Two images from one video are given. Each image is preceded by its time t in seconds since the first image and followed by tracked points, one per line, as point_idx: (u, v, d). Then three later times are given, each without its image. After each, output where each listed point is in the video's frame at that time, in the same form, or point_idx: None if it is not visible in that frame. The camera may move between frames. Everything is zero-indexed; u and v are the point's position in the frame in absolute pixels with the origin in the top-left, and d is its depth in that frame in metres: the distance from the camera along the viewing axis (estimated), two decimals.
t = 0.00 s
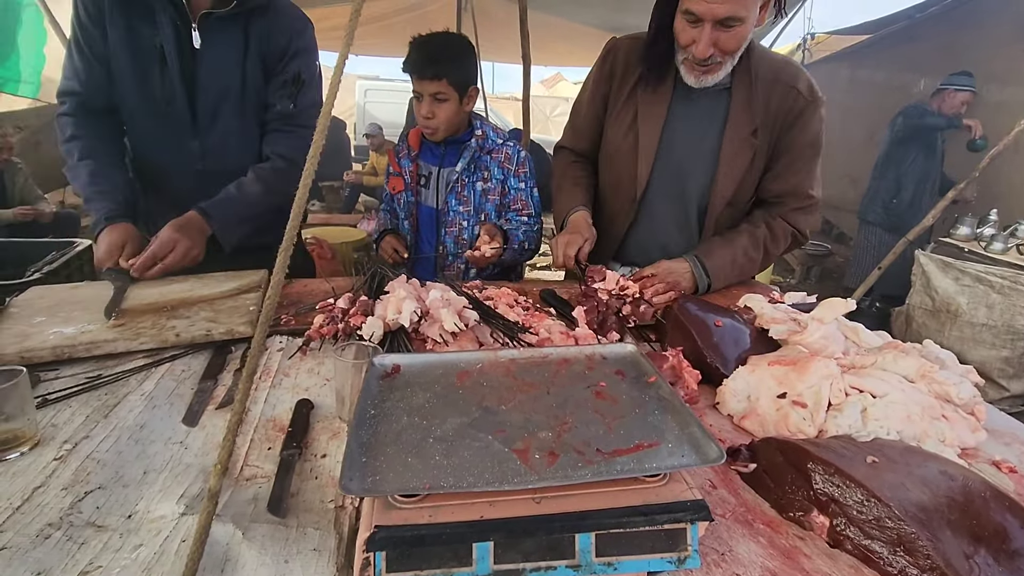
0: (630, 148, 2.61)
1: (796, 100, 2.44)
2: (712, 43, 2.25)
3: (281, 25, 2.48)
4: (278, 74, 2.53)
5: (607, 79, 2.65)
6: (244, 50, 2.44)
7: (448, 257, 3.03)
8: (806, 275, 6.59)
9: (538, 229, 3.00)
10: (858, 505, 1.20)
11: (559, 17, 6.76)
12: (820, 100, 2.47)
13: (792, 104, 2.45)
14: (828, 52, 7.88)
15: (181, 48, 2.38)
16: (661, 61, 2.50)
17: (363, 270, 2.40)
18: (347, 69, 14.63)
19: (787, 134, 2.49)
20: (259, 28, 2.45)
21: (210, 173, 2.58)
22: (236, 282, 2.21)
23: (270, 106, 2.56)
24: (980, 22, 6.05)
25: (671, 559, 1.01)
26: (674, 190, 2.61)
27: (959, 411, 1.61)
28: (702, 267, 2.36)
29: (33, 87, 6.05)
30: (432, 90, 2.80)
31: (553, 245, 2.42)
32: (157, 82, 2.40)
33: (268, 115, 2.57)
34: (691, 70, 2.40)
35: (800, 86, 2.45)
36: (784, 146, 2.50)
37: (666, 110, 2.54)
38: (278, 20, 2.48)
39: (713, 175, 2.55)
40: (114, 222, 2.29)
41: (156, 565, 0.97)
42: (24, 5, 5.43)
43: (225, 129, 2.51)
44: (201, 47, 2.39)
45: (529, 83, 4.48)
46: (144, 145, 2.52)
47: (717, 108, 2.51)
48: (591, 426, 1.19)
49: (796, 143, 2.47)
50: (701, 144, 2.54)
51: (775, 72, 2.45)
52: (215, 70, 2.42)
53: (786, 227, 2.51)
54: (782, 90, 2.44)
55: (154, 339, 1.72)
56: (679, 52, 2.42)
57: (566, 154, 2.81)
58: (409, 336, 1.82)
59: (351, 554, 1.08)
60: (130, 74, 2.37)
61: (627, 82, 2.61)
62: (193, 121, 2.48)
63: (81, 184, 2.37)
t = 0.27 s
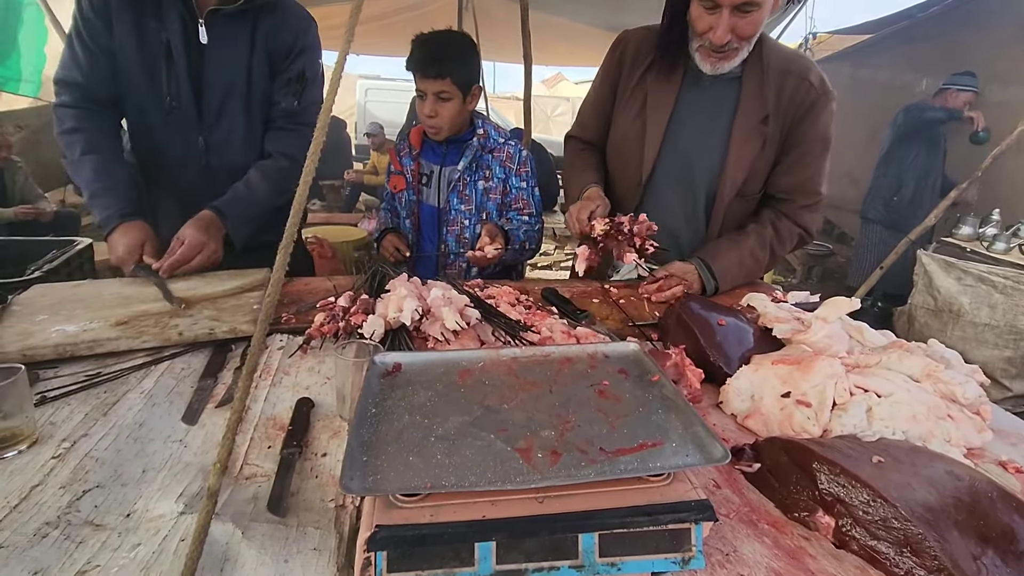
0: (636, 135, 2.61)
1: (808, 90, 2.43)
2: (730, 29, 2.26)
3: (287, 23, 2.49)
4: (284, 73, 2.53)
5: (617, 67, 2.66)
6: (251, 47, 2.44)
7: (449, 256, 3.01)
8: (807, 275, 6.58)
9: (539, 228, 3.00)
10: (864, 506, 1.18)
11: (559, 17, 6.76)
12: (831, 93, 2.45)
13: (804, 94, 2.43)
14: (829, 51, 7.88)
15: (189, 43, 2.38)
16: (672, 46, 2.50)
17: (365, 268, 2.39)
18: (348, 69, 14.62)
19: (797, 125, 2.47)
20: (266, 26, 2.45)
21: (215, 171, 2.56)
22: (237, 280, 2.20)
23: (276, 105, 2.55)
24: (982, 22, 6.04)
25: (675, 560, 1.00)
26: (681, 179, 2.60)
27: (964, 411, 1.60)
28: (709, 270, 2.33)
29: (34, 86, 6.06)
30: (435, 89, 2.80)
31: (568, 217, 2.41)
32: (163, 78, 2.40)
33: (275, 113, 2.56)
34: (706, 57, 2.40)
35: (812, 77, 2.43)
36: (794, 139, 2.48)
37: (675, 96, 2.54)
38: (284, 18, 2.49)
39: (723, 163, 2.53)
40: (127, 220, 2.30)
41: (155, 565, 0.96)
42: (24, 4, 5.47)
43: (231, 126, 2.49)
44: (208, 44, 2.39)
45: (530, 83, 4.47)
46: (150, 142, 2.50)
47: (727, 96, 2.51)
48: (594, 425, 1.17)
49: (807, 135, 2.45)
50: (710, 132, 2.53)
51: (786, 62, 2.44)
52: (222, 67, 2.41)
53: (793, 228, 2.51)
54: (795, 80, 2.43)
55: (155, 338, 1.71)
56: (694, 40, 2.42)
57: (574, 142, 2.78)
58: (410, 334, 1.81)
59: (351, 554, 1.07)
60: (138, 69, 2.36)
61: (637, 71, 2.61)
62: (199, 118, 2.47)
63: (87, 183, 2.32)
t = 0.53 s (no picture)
0: (639, 129, 2.59)
1: (813, 87, 2.44)
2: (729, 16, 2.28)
3: (266, 16, 2.55)
4: (267, 64, 2.59)
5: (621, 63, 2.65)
6: (234, 40, 2.48)
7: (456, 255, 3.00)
8: (809, 274, 6.56)
9: (543, 228, 3.02)
10: (869, 509, 1.17)
11: (560, 16, 6.75)
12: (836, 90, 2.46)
13: (809, 90, 2.44)
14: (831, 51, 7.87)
15: (170, 39, 2.39)
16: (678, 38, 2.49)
17: (365, 268, 2.38)
18: (349, 68, 14.61)
19: (802, 122, 2.47)
20: (246, 19, 2.50)
21: (205, 167, 2.57)
22: (237, 280, 2.20)
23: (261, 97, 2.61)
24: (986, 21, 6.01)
25: (678, 563, 0.98)
26: (683, 173, 2.57)
27: (970, 412, 1.58)
28: (710, 269, 2.34)
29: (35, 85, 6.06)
30: (443, 89, 2.79)
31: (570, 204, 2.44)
32: (146, 74, 2.39)
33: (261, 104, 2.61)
34: (706, 46, 2.40)
35: (816, 73, 2.45)
36: (798, 135, 2.49)
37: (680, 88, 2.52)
38: (263, 11, 2.55)
39: (727, 155, 2.50)
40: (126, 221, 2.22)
41: (151, 567, 0.95)
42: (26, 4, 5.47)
43: (219, 120, 2.52)
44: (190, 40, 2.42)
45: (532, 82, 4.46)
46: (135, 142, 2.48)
47: (732, 91, 2.50)
48: (596, 427, 1.16)
49: (811, 131, 2.45)
50: (714, 126, 2.51)
51: (791, 59, 2.45)
52: (206, 61, 2.43)
53: (796, 226, 2.51)
54: (800, 75, 2.44)
55: (155, 338, 1.70)
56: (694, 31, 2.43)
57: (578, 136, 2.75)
58: (410, 334, 1.80)
59: (350, 557, 1.06)
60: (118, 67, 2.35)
61: (641, 65, 2.59)
62: (186, 114, 2.48)
63: (71, 183, 2.23)
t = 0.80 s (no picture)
0: (636, 126, 2.56)
1: (809, 77, 2.43)
2: None
3: (234, 18, 2.78)
4: (239, 64, 2.85)
5: (611, 59, 2.63)
6: (208, 40, 2.70)
7: (465, 253, 2.99)
8: (812, 274, 6.54)
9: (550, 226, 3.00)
10: (876, 509, 1.16)
11: (562, 15, 6.74)
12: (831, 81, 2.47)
13: (805, 81, 2.43)
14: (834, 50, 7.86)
15: (142, 43, 2.54)
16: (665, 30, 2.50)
17: (367, 266, 2.37)
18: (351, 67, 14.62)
19: (799, 113, 2.46)
20: (218, 22, 2.72)
21: (185, 164, 2.78)
22: (240, 278, 2.19)
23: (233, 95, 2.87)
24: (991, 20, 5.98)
25: (684, 564, 0.98)
26: (682, 171, 2.57)
27: (977, 412, 1.57)
28: (717, 255, 2.31)
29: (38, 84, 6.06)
30: (452, 89, 2.79)
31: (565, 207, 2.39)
32: (122, 79, 2.54)
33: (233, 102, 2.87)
34: (685, 35, 2.38)
35: (810, 65, 2.44)
36: (796, 128, 2.48)
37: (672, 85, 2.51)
38: (231, 14, 2.78)
39: (726, 149, 2.49)
40: (128, 216, 2.38)
41: (154, 565, 0.95)
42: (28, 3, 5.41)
43: (197, 119, 2.74)
44: (161, 42, 2.59)
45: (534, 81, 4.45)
46: (109, 142, 2.62)
47: (726, 85, 2.49)
48: (600, 426, 1.15)
49: (809, 125, 2.44)
50: (711, 121, 2.51)
51: (784, 51, 2.45)
52: (183, 63, 2.64)
53: (801, 215, 2.49)
54: (794, 66, 2.43)
55: (158, 336, 1.69)
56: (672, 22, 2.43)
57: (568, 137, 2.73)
58: (414, 333, 1.79)
59: (353, 557, 1.05)
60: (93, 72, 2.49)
61: (632, 62, 2.58)
62: (163, 115, 2.67)
63: (60, 184, 2.37)
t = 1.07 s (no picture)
0: (623, 125, 2.54)
1: (796, 62, 2.42)
2: None
3: (212, 14, 2.80)
4: (221, 60, 2.88)
5: (593, 56, 2.60)
6: (190, 37, 2.72)
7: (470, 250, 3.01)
8: (816, 273, 6.52)
9: (554, 224, 2.95)
10: (883, 510, 1.15)
11: (564, 15, 6.73)
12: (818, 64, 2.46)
13: (793, 67, 2.42)
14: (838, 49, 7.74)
15: (122, 43, 2.53)
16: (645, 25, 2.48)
17: (371, 265, 2.37)
18: (354, 67, 14.65)
19: (788, 102, 2.44)
20: (199, 18, 2.74)
21: (173, 163, 2.81)
22: (243, 277, 2.19)
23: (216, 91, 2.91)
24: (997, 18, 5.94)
25: (690, 565, 0.97)
26: (674, 167, 2.55)
27: (984, 412, 1.56)
28: (717, 249, 2.27)
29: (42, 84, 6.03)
30: (455, 90, 2.78)
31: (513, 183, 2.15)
32: (104, 80, 2.53)
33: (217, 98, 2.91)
34: (657, 26, 2.35)
35: (797, 50, 2.43)
36: (788, 115, 2.46)
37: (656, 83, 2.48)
38: (210, 10, 2.80)
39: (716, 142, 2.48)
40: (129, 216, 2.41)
41: (157, 565, 0.95)
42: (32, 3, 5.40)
43: (183, 117, 2.76)
44: (142, 42, 2.58)
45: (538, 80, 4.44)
46: (93, 145, 2.62)
47: (711, 76, 2.47)
48: (605, 426, 1.15)
49: (799, 113, 2.43)
50: (700, 116, 2.49)
51: (769, 37, 2.43)
52: (165, 60, 2.65)
53: (799, 201, 2.47)
54: (779, 52, 2.41)
55: (162, 335, 1.69)
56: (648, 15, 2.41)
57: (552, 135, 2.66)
58: (417, 332, 1.78)
59: (357, 557, 1.05)
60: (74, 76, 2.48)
61: (616, 59, 2.55)
62: (149, 117, 2.68)
63: (56, 196, 2.37)
